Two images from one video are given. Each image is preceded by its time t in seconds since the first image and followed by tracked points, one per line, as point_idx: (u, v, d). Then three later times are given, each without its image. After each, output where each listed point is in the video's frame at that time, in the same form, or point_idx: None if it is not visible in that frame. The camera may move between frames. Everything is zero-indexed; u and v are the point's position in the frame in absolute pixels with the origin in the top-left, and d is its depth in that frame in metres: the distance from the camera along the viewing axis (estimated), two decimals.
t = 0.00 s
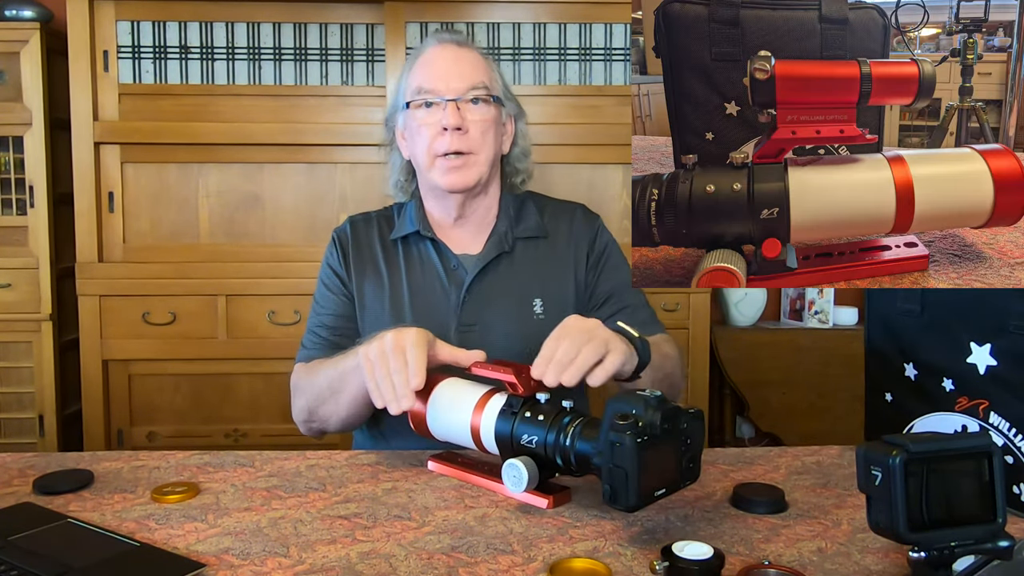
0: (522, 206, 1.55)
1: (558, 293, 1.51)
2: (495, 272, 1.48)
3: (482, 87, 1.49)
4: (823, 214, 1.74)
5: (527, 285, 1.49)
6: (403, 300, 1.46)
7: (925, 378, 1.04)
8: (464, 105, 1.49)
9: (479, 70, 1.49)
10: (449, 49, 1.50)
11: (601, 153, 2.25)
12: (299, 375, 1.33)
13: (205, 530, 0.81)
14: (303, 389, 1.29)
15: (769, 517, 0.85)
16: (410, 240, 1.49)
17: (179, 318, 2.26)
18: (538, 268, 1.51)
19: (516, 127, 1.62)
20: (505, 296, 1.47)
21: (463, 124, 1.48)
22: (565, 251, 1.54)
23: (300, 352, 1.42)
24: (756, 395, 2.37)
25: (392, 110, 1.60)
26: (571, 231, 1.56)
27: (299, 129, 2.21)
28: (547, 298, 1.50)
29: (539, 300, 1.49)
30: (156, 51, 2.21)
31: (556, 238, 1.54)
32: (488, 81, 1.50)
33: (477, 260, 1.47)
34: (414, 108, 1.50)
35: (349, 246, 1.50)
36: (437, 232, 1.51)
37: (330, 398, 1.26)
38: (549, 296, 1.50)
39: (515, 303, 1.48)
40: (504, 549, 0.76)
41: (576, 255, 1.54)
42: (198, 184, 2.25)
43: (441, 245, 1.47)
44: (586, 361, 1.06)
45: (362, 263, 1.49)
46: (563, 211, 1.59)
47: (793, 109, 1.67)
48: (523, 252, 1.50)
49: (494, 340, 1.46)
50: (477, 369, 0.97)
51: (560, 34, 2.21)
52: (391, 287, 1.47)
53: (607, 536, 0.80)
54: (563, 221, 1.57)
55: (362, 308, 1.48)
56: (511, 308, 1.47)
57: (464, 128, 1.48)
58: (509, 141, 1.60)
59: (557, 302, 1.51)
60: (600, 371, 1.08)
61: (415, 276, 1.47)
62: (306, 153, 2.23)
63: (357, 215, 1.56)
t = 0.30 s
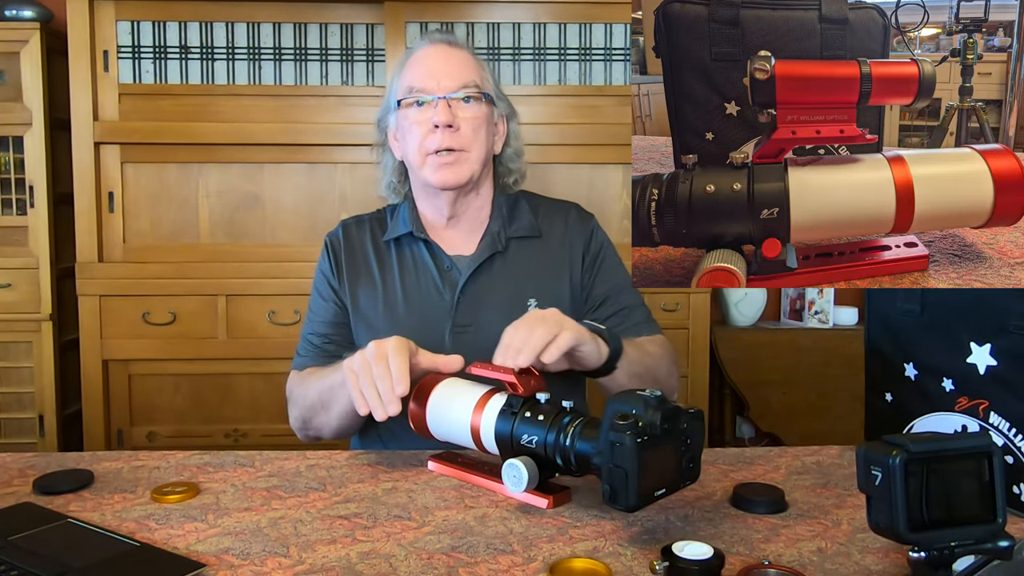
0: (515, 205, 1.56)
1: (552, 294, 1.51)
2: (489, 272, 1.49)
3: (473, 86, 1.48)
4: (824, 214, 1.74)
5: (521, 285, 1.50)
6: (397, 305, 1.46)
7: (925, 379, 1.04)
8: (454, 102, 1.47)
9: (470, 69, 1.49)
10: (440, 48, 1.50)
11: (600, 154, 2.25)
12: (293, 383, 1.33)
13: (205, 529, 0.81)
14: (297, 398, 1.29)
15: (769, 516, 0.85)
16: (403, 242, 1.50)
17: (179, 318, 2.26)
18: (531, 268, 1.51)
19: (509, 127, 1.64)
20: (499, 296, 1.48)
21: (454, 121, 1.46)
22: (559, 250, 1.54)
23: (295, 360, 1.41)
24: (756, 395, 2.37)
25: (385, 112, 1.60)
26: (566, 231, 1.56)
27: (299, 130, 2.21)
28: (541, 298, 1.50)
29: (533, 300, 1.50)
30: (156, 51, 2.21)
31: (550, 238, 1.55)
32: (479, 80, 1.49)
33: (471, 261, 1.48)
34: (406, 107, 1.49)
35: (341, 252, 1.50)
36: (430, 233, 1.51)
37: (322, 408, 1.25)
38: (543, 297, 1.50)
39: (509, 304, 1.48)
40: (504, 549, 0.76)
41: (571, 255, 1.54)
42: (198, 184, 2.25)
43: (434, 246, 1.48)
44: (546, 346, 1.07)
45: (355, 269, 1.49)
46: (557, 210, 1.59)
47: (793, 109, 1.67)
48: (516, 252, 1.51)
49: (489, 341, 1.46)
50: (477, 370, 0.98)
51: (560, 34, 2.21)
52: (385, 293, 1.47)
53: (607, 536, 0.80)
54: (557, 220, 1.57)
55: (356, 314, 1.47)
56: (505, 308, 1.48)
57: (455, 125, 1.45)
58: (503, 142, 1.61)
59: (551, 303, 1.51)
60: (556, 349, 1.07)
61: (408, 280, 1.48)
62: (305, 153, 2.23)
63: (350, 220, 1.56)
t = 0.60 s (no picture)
0: (513, 205, 1.56)
1: (552, 293, 1.51)
2: (487, 272, 1.49)
3: (470, 85, 1.48)
4: (823, 215, 1.74)
5: (519, 285, 1.50)
6: (396, 305, 1.46)
7: (925, 379, 1.04)
8: (452, 102, 1.47)
9: (467, 68, 1.48)
10: (437, 48, 1.50)
11: (600, 154, 2.25)
12: (293, 386, 1.33)
13: (205, 529, 0.81)
14: (297, 400, 1.29)
15: (769, 517, 0.85)
16: (401, 242, 1.50)
17: (179, 318, 2.26)
18: (530, 268, 1.51)
19: (506, 127, 1.64)
20: (498, 296, 1.48)
21: (451, 121, 1.46)
22: (558, 251, 1.54)
23: (295, 362, 1.41)
24: (756, 395, 2.37)
25: (383, 111, 1.59)
26: (564, 230, 1.56)
27: (298, 130, 2.21)
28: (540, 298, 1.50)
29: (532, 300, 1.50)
30: (156, 51, 2.21)
31: (549, 238, 1.55)
32: (476, 79, 1.49)
33: (469, 261, 1.48)
34: (403, 106, 1.49)
35: (340, 253, 1.50)
36: (428, 233, 1.51)
37: (323, 410, 1.25)
38: (542, 296, 1.50)
39: (509, 303, 1.48)
40: (504, 549, 0.77)
41: (570, 254, 1.55)
42: (198, 184, 2.25)
43: (433, 245, 1.48)
44: (532, 335, 1.06)
45: (354, 270, 1.49)
46: (556, 209, 1.60)
47: (793, 109, 1.67)
48: (515, 251, 1.51)
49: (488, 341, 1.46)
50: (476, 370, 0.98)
51: (560, 34, 2.21)
52: (385, 293, 1.47)
53: (607, 536, 0.80)
54: (556, 220, 1.57)
55: (355, 314, 1.47)
56: (504, 308, 1.47)
57: (452, 125, 1.45)
58: (500, 141, 1.61)
59: (551, 301, 1.51)
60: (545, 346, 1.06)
61: (407, 281, 1.48)
62: (305, 153, 2.23)
63: (348, 222, 1.57)
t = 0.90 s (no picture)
0: (515, 205, 1.56)
1: (554, 294, 1.51)
2: (487, 272, 1.49)
3: (471, 84, 1.48)
4: (823, 215, 1.74)
5: (520, 285, 1.50)
6: (397, 304, 1.46)
7: (924, 378, 1.04)
8: (453, 101, 1.47)
9: (469, 67, 1.48)
10: (439, 47, 1.50)
11: (600, 154, 2.24)
12: (294, 385, 1.33)
13: (205, 529, 0.81)
14: (297, 399, 1.29)
15: (769, 517, 0.85)
16: (402, 242, 1.50)
17: (179, 318, 2.26)
18: (531, 268, 1.51)
19: (508, 127, 1.64)
20: (498, 296, 1.48)
21: (452, 120, 1.45)
22: (560, 251, 1.54)
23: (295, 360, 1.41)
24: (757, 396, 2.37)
25: (385, 111, 1.59)
26: (566, 231, 1.56)
27: (298, 130, 2.21)
28: (541, 298, 1.50)
29: (533, 300, 1.49)
30: (156, 51, 2.21)
31: (551, 238, 1.55)
32: (478, 79, 1.49)
33: (470, 261, 1.48)
34: (405, 106, 1.48)
35: (341, 252, 1.51)
36: (429, 233, 1.51)
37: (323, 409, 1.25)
38: (543, 297, 1.50)
39: (509, 304, 1.48)
40: (504, 549, 0.77)
41: (571, 255, 1.54)
42: (199, 184, 2.25)
43: (434, 245, 1.49)
44: (566, 345, 1.03)
45: (355, 268, 1.49)
46: (557, 210, 1.59)
47: (793, 109, 1.65)
48: (516, 252, 1.51)
49: (488, 341, 1.46)
50: (475, 369, 0.98)
51: (560, 34, 2.21)
52: (385, 292, 1.47)
53: (607, 536, 0.80)
54: (558, 221, 1.57)
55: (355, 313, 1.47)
56: (505, 308, 1.48)
57: (453, 123, 1.45)
58: (502, 141, 1.61)
59: (553, 302, 1.50)
60: (579, 357, 1.03)
61: (408, 280, 1.48)
62: (305, 153, 2.23)
63: (350, 221, 1.57)
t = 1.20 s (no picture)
0: (518, 206, 1.56)
1: (556, 296, 1.51)
2: (491, 273, 1.49)
3: (476, 84, 1.48)
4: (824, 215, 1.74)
5: (523, 287, 1.50)
6: (400, 303, 1.46)
7: (924, 378, 1.04)
8: (458, 100, 1.47)
9: (473, 66, 1.48)
10: (444, 46, 1.50)
11: (600, 153, 2.24)
12: (298, 380, 1.33)
13: (205, 529, 0.81)
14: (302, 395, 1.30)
15: (769, 517, 0.85)
16: (406, 242, 1.50)
17: (179, 318, 2.26)
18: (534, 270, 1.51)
19: (512, 127, 1.64)
20: (502, 297, 1.48)
21: (457, 119, 1.45)
22: (563, 254, 1.54)
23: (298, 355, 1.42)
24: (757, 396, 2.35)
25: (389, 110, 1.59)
26: (570, 233, 1.56)
27: (298, 130, 2.21)
28: (544, 300, 1.50)
29: (536, 302, 1.50)
30: (156, 52, 2.21)
31: (554, 240, 1.55)
32: (482, 78, 1.49)
33: (473, 262, 1.48)
34: (409, 104, 1.48)
35: (345, 248, 1.50)
36: (433, 233, 1.51)
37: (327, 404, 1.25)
38: (546, 299, 1.50)
39: (513, 304, 1.48)
40: (504, 549, 0.77)
41: (574, 257, 1.55)
42: (199, 184, 2.25)
43: (437, 246, 1.49)
44: (570, 344, 1.03)
45: (359, 265, 1.49)
46: (561, 212, 1.60)
47: (792, 110, 1.61)
48: (520, 252, 1.51)
49: (490, 341, 1.46)
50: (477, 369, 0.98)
51: (560, 34, 2.21)
52: (389, 291, 1.47)
53: (607, 536, 0.80)
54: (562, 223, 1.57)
55: (358, 310, 1.47)
56: (508, 309, 1.48)
57: (458, 123, 1.45)
58: (506, 141, 1.61)
59: (556, 304, 1.51)
60: (581, 358, 1.03)
61: (412, 280, 1.48)
62: (305, 153, 2.23)
63: (354, 217, 1.57)
